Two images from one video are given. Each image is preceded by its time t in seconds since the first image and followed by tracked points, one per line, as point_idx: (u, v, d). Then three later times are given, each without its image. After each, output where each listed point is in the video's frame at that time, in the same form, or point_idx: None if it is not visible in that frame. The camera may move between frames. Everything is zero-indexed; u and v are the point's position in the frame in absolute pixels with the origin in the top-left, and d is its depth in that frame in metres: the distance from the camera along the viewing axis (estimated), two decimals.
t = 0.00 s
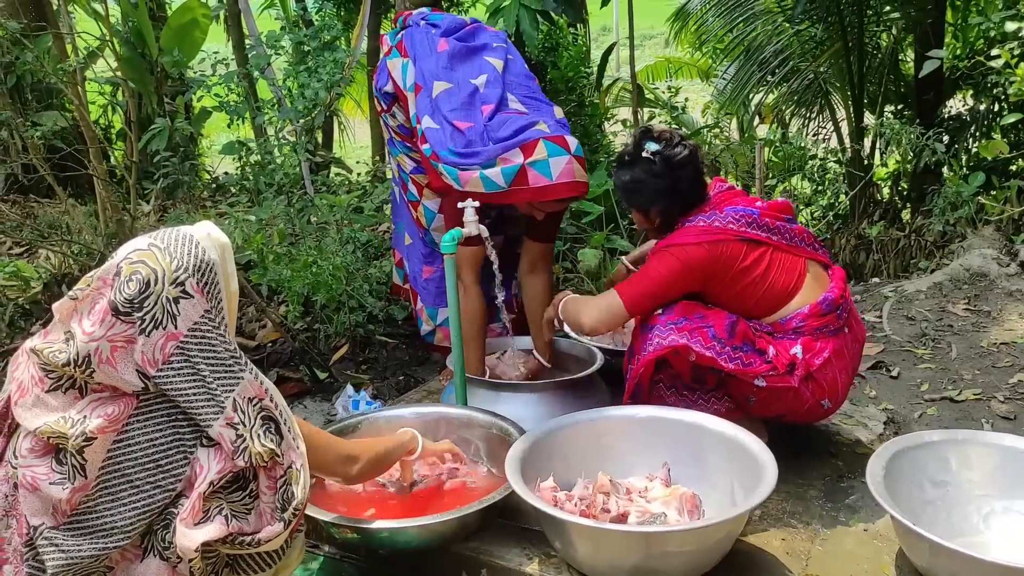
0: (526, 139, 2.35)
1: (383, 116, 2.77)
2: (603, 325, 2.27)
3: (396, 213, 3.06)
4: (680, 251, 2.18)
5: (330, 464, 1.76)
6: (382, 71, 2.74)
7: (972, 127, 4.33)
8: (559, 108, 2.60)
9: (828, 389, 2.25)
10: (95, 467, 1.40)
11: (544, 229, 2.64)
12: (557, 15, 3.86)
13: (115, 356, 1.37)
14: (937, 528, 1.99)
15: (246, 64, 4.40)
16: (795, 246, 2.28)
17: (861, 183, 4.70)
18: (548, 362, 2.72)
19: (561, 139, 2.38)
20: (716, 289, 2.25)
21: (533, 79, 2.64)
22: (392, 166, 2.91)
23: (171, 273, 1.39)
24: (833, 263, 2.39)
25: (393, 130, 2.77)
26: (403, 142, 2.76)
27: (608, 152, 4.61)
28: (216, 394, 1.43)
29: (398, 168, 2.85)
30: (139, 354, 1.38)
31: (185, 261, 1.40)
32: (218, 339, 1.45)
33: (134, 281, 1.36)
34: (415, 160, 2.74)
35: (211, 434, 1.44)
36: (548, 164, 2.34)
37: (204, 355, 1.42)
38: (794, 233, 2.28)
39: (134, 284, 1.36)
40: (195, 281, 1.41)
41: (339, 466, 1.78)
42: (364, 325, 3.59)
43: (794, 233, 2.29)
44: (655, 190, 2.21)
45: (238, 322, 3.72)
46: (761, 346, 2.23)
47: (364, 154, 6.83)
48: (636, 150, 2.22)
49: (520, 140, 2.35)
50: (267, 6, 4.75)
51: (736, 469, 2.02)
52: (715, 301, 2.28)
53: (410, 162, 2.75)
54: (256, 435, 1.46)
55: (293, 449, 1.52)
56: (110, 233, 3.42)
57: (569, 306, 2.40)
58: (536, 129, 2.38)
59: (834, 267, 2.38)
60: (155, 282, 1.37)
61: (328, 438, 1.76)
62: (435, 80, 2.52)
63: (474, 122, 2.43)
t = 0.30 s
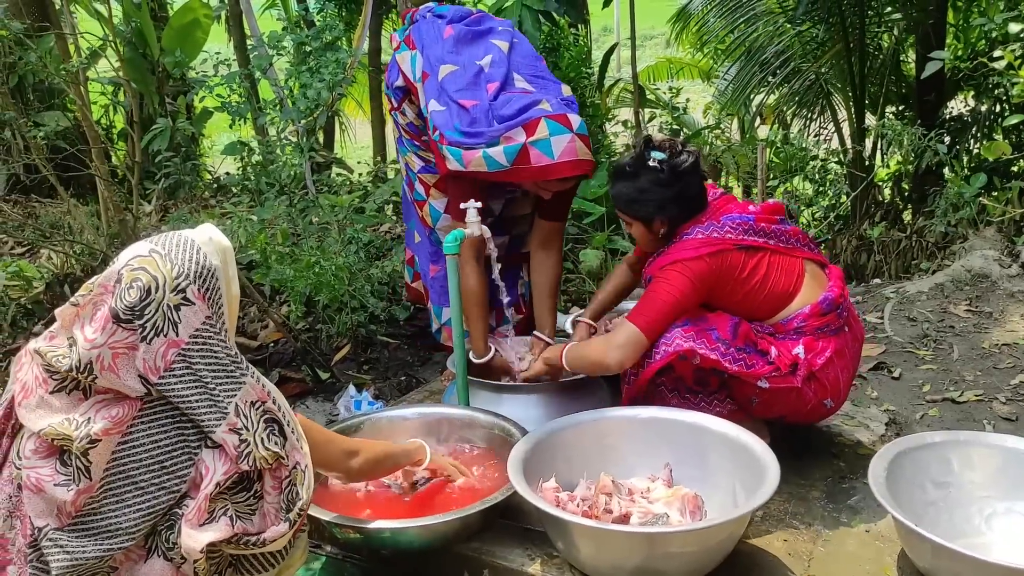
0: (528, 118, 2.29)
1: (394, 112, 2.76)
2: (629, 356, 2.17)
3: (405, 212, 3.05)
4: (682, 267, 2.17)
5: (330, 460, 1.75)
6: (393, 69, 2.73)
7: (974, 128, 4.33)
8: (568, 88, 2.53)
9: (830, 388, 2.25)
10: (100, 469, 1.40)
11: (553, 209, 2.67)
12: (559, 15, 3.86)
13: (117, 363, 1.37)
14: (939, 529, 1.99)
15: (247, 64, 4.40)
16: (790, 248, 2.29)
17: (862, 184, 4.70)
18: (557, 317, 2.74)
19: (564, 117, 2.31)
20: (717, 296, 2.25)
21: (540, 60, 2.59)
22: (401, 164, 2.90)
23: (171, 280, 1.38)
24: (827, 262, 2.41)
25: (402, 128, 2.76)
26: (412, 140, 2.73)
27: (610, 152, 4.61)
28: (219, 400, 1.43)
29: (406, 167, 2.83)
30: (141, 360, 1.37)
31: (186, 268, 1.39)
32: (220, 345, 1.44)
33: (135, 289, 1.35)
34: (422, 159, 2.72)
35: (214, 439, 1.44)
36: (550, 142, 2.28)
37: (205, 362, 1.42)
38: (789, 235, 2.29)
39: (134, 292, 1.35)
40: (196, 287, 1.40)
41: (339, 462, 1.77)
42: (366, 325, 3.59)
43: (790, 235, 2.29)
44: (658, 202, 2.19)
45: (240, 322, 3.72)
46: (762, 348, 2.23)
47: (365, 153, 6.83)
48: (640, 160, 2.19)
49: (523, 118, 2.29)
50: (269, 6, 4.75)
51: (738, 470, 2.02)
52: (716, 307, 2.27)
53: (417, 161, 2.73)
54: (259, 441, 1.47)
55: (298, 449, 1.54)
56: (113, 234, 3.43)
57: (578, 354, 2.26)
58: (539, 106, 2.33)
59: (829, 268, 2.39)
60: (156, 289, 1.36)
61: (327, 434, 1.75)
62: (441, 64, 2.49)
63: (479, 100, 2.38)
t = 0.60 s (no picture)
0: (543, 92, 2.32)
1: (406, 108, 2.73)
2: (631, 376, 2.17)
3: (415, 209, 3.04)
4: (669, 277, 2.16)
5: (328, 458, 1.75)
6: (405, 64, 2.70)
7: (975, 128, 4.33)
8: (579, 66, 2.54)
9: (831, 383, 2.26)
10: (99, 467, 1.40)
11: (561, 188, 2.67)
12: (560, 15, 3.86)
13: (114, 361, 1.37)
14: (940, 529, 1.99)
15: (249, 64, 4.40)
16: (773, 245, 2.28)
17: (864, 184, 4.69)
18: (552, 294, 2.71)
19: (578, 88, 2.36)
20: (709, 303, 2.24)
21: (551, 42, 2.57)
22: (410, 161, 2.89)
23: (168, 280, 1.38)
24: (811, 253, 2.39)
25: (413, 123, 2.73)
26: (423, 136, 2.72)
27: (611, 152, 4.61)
28: (215, 401, 1.43)
29: (416, 164, 2.82)
30: (138, 360, 1.37)
31: (182, 267, 1.40)
32: (217, 344, 1.44)
33: (132, 288, 1.35)
34: (433, 155, 2.72)
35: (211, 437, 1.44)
36: (566, 114, 2.33)
37: (203, 362, 1.42)
38: (769, 232, 2.28)
39: (131, 291, 1.35)
40: (193, 287, 1.40)
41: (338, 459, 1.77)
42: (367, 323, 3.59)
43: (770, 232, 2.28)
44: (646, 218, 2.17)
45: (242, 321, 3.72)
46: (761, 350, 2.23)
47: (366, 153, 6.83)
48: (626, 175, 2.17)
49: (537, 92, 2.33)
50: (270, 5, 4.75)
51: (739, 468, 2.02)
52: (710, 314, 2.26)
53: (428, 157, 2.73)
54: (256, 441, 1.46)
55: (295, 449, 1.53)
56: (115, 232, 3.43)
57: (581, 381, 2.23)
58: (552, 80, 2.36)
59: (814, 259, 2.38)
60: (153, 288, 1.36)
61: (326, 433, 1.75)
62: (453, 47, 2.46)
63: (493, 76, 2.38)
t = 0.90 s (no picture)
0: (560, 84, 2.30)
1: (409, 108, 2.72)
2: (623, 396, 2.16)
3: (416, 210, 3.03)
4: (659, 291, 2.13)
5: (325, 469, 1.73)
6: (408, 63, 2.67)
7: (971, 129, 4.33)
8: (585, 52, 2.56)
9: (825, 383, 2.26)
10: (88, 474, 1.40)
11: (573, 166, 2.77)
12: (556, 17, 3.86)
13: (105, 364, 1.36)
14: (936, 531, 1.99)
15: (245, 65, 4.39)
16: (756, 249, 2.28)
17: (859, 185, 4.70)
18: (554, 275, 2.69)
19: (594, 76, 2.33)
20: (700, 314, 2.22)
21: (555, 31, 2.58)
22: (411, 161, 2.87)
23: (161, 283, 1.37)
24: (792, 253, 2.40)
25: (416, 123, 2.72)
26: (426, 136, 2.71)
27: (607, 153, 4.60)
28: (204, 408, 1.42)
29: (417, 164, 2.81)
30: (128, 363, 1.37)
31: (175, 270, 1.39)
32: (209, 349, 1.43)
33: (123, 290, 1.35)
34: (437, 155, 2.70)
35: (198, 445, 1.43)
36: (587, 104, 2.31)
37: (193, 368, 1.41)
38: (752, 235, 2.28)
39: (123, 293, 1.34)
40: (185, 290, 1.40)
41: (335, 471, 1.74)
42: (362, 325, 3.58)
43: (752, 235, 2.28)
44: (628, 237, 2.14)
45: (237, 323, 3.71)
46: (754, 356, 2.23)
47: (363, 155, 6.83)
48: (605, 197, 2.16)
49: (553, 82, 2.31)
50: (266, 6, 4.74)
51: (736, 471, 2.02)
52: (701, 325, 2.25)
53: (432, 158, 2.72)
54: (243, 452, 1.45)
55: (284, 467, 1.50)
56: (109, 234, 3.42)
57: (575, 394, 2.22)
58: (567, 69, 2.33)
59: (795, 259, 2.38)
60: (145, 291, 1.36)
61: (323, 444, 1.73)
62: (459, 39, 2.46)
63: (503, 65, 2.38)
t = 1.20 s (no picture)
0: (565, 101, 2.28)
1: (407, 112, 2.70)
2: (620, 399, 2.16)
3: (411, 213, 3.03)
4: (659, 296, 2.13)
5: (313, 484, 1.65)
6: (406, 66, 2.66)
7: (964, 131, 4.34)
8: (586, 59, 2.55)
9: (821, 390, 2.27)
10: (78, 482, 1.40)
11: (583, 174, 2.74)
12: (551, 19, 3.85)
13: (94, 372, 1.35)
14: (931, 533, 1.99)
15: (239, 67, 4.38)
16: (757, 255, 2.27)
17: (853, 187, 4.70)
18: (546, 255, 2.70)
19: (598, 91, 2.31)
20: (699, 320, 2.22)
21: (553, 36, 2.59)
22: (407, 164, 2.86)
23: (151, 291, 1.36)
24: (793, 258, 2.39)
25: (414, 127, 2.70)
26: (425, 139, 2.70)
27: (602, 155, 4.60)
28: (194, 418, 1.41)
29: (415, 166, 2.79)
30: (118, 371, 1.36)
31: (166, 278, 1.38)
32: (199, 359, 1.42)
33: (113, 298, 1.34)
34: (435, 158, 2.70)
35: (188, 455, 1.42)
36: (593, 120, 2.29)
37: (183, 378, 1.40)
38: (753, 240, 2.27)
39: (113, 300, 1.33)
40: (176, 299, 1.39)
41: (323, 486, 1.67)
42: (357, 328, 3.58)
43: (754, 241, 2.27)
44: (630, 245, 2.12)
45: (231, 326, 3.71)
46: (752, 361, 2.23)
47: (357, 156, 6.82)
48: (606, 204, 2.12)
49: (558, 101, 2.29)
50: (260, 7, 4.73)
51: (731, 476, 2.01)
52: (699, 330, 2.25)
53: (430, 160, 2.71)
54: (232, 463, 1.43)
55: (276, 477, 1.50)
56: (103, 237, 3.41)
57: (571, 396, 2.22)
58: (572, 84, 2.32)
59: (794, 263, 2.38)
60: (135, 299, 1.35)
61: (313, 457, 1.66)
62: (462, 53, 2.45)
63: (508, 86, 2.36)
